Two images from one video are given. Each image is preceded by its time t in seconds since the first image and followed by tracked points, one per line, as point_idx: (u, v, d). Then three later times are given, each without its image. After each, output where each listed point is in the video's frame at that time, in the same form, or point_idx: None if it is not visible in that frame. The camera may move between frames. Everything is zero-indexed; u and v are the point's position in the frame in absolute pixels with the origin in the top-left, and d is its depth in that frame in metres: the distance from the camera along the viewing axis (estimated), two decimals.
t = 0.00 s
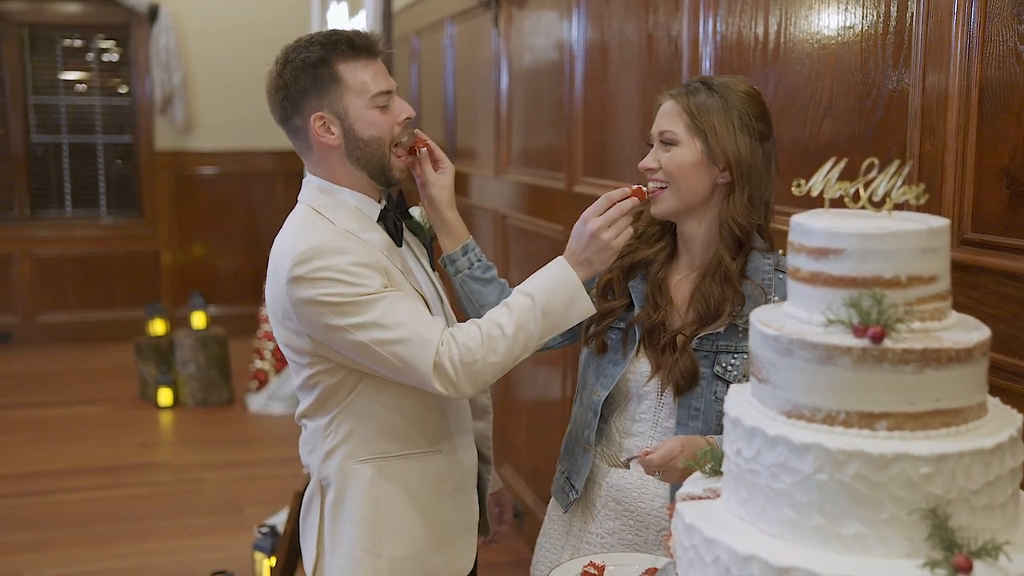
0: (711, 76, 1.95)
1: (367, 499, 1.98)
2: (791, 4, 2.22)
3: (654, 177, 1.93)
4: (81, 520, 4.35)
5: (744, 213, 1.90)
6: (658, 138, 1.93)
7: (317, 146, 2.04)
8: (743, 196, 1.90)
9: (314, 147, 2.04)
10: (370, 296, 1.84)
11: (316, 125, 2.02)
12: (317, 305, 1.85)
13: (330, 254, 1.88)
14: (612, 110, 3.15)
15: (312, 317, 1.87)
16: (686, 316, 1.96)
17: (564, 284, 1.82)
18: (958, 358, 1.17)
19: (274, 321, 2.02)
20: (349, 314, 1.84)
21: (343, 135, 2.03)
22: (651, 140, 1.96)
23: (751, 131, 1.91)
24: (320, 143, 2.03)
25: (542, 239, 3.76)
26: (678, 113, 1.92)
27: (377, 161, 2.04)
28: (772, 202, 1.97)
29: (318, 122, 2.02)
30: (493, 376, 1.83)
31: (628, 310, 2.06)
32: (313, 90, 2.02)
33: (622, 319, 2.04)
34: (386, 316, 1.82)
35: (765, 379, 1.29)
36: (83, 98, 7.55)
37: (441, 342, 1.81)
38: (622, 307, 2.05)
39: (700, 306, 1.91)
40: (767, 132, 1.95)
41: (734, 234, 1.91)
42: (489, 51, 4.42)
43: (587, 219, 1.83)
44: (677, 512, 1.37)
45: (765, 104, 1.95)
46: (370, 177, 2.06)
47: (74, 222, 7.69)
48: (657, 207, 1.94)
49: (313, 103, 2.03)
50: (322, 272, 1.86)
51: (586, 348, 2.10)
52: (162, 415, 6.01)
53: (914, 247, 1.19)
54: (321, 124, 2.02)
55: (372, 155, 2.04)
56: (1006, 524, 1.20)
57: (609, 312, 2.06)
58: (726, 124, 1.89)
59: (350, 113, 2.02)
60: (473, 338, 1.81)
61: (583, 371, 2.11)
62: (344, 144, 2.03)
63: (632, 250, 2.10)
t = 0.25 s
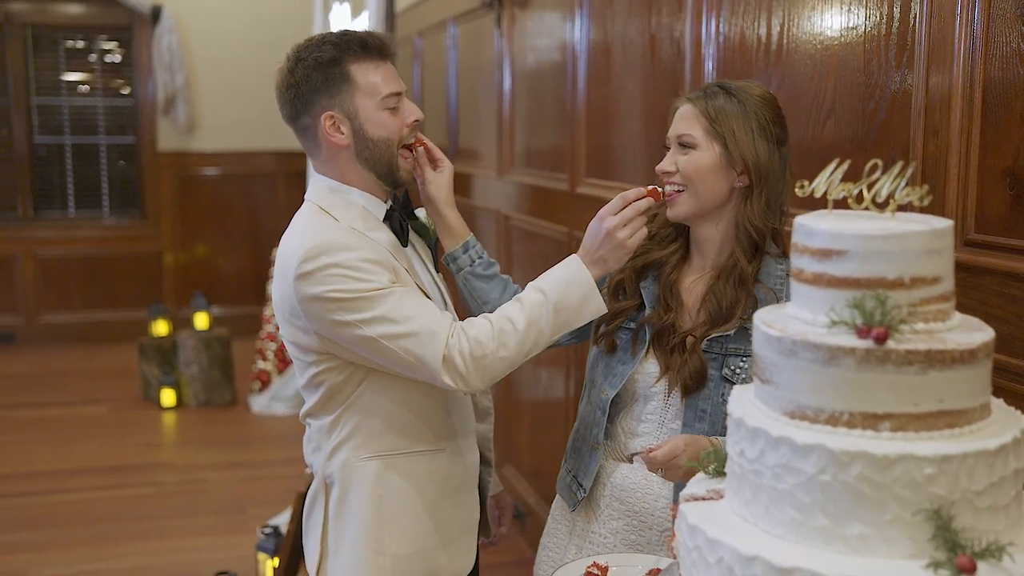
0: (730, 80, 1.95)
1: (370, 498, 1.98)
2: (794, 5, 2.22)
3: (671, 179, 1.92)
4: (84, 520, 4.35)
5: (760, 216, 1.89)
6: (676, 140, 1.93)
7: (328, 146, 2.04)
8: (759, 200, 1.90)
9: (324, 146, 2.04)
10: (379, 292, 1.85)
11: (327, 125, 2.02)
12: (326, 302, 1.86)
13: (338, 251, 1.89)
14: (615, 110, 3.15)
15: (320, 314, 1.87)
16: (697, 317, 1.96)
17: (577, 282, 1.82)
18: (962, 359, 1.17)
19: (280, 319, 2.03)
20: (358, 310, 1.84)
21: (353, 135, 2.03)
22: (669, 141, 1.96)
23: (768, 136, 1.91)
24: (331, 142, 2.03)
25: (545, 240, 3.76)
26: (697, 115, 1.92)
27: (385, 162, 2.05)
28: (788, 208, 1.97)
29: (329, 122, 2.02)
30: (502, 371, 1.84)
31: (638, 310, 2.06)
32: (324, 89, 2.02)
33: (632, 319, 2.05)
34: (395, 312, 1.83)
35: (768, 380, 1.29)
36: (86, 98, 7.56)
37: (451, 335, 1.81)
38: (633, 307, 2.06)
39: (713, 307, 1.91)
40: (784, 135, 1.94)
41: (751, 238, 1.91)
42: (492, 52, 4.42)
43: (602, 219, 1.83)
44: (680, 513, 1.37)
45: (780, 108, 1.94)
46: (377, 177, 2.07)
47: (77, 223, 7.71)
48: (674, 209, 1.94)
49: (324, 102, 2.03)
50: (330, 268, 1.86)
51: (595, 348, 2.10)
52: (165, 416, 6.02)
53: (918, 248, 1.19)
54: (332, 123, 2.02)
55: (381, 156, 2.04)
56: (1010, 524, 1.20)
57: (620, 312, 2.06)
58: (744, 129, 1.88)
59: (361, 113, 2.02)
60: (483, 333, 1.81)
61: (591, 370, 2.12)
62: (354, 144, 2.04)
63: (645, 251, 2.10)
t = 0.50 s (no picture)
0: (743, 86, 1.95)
1: (375, 497, 1.98)
2: (798, 6, 2.22)
3: (685, 184, 1.92)
4: (87, 520, 4.36)
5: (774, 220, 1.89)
6: (689, 145, 1.93)
7: (335, 146, 2.04)
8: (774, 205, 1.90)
9: (329, 146, 2.04)
10: (383, 290, 1.86)
11: (336, 125, 2.02)
12: (330, 302, 1.86)
13: (341, 252, 1.89)
14: (618, 111, 3.16)
15: (324, 315, 1.87)
16: (708, 320, 1.96)
17: (588, 280, 1.81)
18: (966, 360, 1.17)
19: (284, 323, 2.03)
20: (362, 310, 1.85)
21: (361, 135, 2.04)
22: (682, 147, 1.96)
23: (782, 141, 1.90)
24: (338, 142, 2.03)
25: (548, 240, 3.76)
26: (711, 121, 1.92)
27: (390, 162, 2.07)
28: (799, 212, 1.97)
29: (337, 122, 2.02)
30: (509, 368, 1.84)
31: (651, 311, 2.06)
32: (332, 89, 2.02)
33: (645, 320, 2.05)
34: (400, 309, 1.84)
35: (773, 382, 1.29)
36: (89, 99, 7.58)
37: (455, 330, 1.82)
38: (646, 308, 2.06)
39: (725, 310, 1.91)
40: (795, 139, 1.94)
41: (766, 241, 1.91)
42: (496, 53, 4.42)
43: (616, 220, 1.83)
44: (684, 514, 1.38)
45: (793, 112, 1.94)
46: (380, 177, 2.08)
47: (81, 223, 7.72)
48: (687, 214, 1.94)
49: (332, 102, 2.02)
50: (333, 269, 1.87)
51: (606, 347, 2.10)
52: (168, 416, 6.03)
53: (922, 250, 1.19)
54: (341, 123, 2.02)
55: (386, 156, 2.06)
56: (1015, 526, 1.20)
57: (632, 312, 2.06)
58: (758, 134, 1.88)
59: (369, 112, 2.03)
60: (488, 329, 1.82)
61: (600, 369, 2.12)
62: (361, 143, 2.04)
63: (658, 252, 2.10)
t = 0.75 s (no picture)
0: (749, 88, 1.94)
1: (386, 497, 1.99)
2: (802, 6, 2.22)
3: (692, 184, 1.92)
4: (90, 520, 4.37)
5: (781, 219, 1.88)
6: (697, 145, 1.93)
7: (330, 154, 2.04)
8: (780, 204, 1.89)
9: (325, 153, 2.04)
10: (381, 288, 1.86)
11: (332, 133, 2.02)
12: (331, 307, 1.86)
13: (336, 255, 1.89)
14: (622, 112, 3.16)
15: (327, 320, 1.88)
16: (712, 321, 1.96)
17: (603, 269, 1.81)
18: (970, 361, 1.17)
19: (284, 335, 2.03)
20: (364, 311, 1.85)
21: (357, 143, 2.04)
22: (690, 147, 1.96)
23: (791, 143, 1.89)
24: (334, 150, 2.03)
25: (551, 240, 3.77)
26: (719, 121, 1.91)
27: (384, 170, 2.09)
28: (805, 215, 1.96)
29: (334, 130, 2.02)
30: (518, 351, 1.84)
31: (655, 312, 2.07)
32: (328, 97, 2.02)
33: (649, 320, 2.05)
34: (401, 305, 1.84)
35: (777, 382, 1.29)
36: (93, 100, 7.60)
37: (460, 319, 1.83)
38: (651, 308, 2.07)
39: (728, 311, 1.91)
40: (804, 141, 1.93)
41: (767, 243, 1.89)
42: (499, 53, 4.42)
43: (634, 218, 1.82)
44: (688, 514, 1.38)
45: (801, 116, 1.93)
46: (373, 184, 2.09)
47: (85, 224, 7.74)
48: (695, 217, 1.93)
49: (328, 110, 2.03)
50: (332, 270, 1.87)
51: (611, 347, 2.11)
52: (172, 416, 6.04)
53: (927, 251, 1.19)
54: (337, 131, 2.03)
55: (380, 164, 2.07)
56: (1019, 527, 1.20)
57: (636, 312, 2.07)
58: (767, 135, 1.87)
59: (365, 121, 2.04)
60: (495, 317, 1.82)
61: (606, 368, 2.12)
62: (357, 151, 2.05)
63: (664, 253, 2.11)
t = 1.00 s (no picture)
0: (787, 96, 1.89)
1: (406, 487, 1.98)
2: (805, 6, 2.22)
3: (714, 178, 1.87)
4: (92, 520, 4.37)
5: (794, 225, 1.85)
6: (728, 141, 1.87)
7: (314, 161, 2.04)
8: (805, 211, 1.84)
9: (310, 160, 2.05)
10: (393, 273, 1.87)
11: (315, 140, 2.03)
12: (345, 300, 1.87)
13: (348, 246, 1.91)
14: (624, 112, 3.16)
15: (341, 313, 1.89)
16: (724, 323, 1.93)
17: (623, 240, 1.81)
18: (974, 361, 1.17)
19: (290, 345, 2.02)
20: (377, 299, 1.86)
21: (340, 150, 2.05)
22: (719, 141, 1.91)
23: (820, 154, 1.85)
24: (318, 157, 2.04)
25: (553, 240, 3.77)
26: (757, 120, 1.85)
27: (370, 176, 2.09)
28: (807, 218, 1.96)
29: (317, 137, 2.03)
30: (538, 319, 1.84)
31: (667, 312, 2.05)
32: (309, 105, 2.03)
33: (660, 319, 2.04)
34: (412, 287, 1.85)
35: (780, 382, 1.29)
36: (96, 100, 7.62)
37: (478, 296, 1.83)
38: (663, 308, 2.05)
39: (739, 314, 1.87)
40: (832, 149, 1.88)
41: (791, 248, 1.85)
42: (502, 53, 4.42)
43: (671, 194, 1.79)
44: (691, 515, 1.38)
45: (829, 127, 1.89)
46: (362, 190, 2.09)
47: (88, 224, 7.75)
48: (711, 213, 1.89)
49: (310, 118, 2.04)
50: (344, 261, 1.89)
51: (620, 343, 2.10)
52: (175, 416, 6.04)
53: (931, 251, 1.19)
54: (320, 138, 2.04)
55: (366, 170, 2.08)
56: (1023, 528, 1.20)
57: (647, 311, 2.05)
58: (802, 144, 1.83)
59: (348, 127, 2.05)
60: (513, 289, 1.83)
61: (613, 365, 2.12)
62: (341, 158, 2.06)
63: (678, 251, 2.08)
